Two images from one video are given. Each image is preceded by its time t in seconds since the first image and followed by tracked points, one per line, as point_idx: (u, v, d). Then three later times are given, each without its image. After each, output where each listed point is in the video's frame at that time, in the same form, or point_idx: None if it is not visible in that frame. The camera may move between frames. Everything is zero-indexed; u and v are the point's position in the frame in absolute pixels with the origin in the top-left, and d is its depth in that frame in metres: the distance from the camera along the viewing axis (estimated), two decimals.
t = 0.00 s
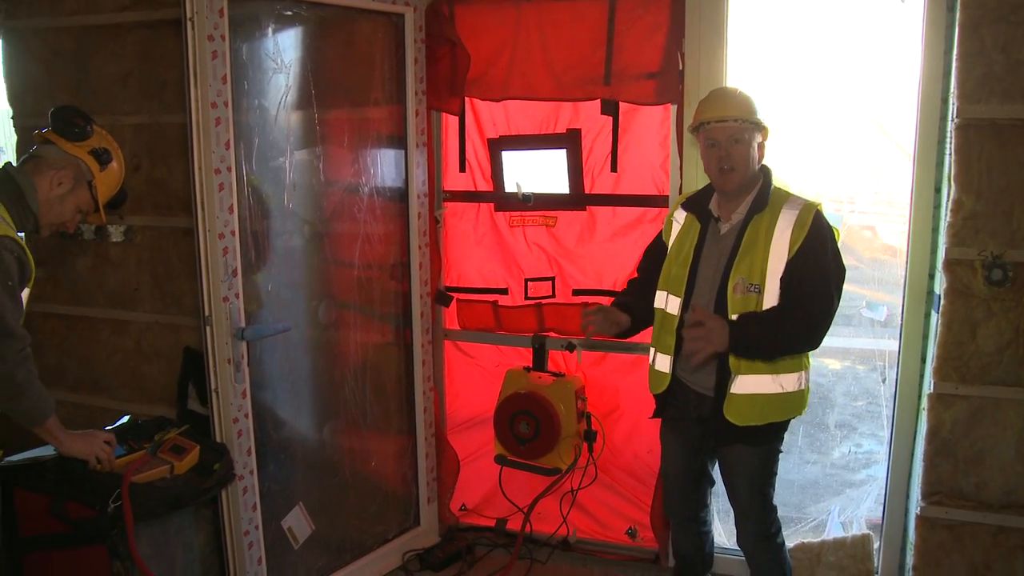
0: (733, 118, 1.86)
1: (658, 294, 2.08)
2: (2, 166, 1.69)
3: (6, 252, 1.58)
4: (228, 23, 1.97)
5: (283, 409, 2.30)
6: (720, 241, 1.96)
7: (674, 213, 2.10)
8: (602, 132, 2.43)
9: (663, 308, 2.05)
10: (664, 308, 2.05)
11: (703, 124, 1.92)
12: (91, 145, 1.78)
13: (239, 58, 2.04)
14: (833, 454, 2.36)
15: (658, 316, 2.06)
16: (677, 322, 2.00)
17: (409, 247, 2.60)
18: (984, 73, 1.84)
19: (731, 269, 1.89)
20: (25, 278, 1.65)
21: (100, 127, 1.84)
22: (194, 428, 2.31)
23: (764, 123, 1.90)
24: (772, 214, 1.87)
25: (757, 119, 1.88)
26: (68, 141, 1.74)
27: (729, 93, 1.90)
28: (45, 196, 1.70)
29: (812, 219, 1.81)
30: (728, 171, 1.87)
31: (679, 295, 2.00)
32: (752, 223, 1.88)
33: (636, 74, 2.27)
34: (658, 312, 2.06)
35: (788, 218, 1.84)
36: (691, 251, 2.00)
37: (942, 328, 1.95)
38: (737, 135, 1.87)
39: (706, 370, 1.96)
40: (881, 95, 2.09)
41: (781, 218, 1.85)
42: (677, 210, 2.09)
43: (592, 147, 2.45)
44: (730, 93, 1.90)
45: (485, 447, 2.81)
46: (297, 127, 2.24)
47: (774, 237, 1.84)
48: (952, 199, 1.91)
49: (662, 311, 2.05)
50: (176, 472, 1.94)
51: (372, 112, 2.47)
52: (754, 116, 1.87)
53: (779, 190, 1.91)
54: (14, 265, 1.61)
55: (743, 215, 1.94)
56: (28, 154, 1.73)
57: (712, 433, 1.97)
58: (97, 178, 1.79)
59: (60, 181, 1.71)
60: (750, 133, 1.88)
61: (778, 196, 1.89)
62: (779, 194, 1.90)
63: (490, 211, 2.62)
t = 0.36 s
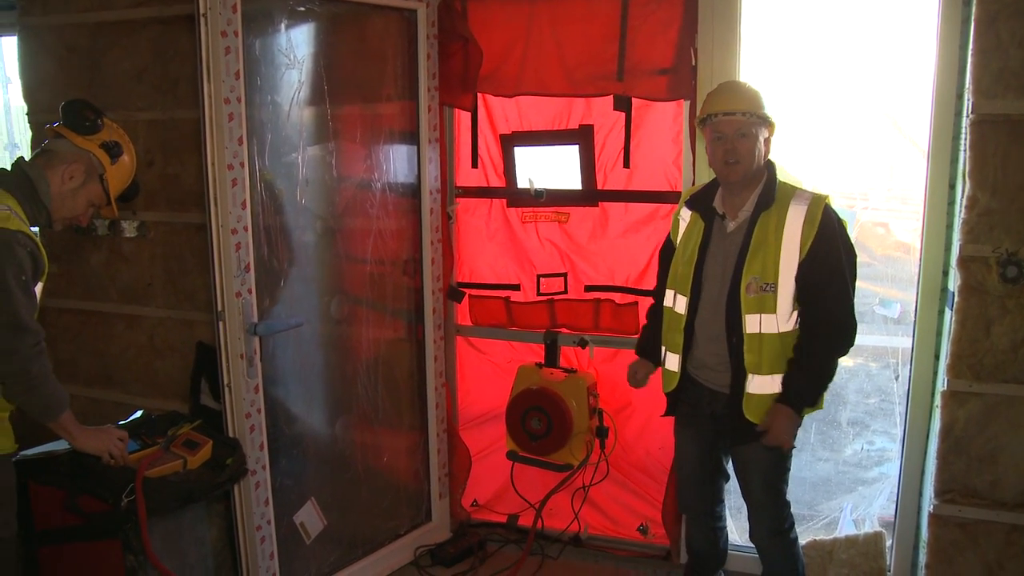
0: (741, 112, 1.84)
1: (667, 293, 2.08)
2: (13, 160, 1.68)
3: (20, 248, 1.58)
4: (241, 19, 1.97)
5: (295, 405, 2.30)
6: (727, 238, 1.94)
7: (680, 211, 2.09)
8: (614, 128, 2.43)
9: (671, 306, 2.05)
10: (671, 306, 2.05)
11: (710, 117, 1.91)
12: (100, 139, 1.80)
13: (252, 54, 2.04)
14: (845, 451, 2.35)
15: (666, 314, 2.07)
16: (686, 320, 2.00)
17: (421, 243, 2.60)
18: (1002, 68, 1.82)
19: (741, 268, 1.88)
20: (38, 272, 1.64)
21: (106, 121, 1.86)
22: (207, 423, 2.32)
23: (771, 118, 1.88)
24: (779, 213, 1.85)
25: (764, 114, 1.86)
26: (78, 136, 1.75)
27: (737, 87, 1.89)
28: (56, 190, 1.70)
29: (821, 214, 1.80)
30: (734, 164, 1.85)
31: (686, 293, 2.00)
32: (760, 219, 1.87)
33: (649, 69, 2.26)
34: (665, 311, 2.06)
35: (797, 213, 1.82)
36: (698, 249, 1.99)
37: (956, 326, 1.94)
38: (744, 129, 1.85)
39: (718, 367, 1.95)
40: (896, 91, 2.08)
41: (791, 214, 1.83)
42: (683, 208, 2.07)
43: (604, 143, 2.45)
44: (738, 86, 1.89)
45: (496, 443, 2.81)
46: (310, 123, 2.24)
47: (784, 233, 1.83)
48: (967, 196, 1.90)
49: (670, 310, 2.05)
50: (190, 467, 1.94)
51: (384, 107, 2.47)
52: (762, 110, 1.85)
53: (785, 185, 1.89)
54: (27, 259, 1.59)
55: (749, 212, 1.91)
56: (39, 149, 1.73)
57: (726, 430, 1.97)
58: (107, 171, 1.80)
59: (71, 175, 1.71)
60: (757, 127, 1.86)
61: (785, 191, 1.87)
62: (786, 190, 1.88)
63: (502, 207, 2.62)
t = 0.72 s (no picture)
0: (754, 111, 1.83)
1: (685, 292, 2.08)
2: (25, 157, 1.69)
3: (31, 245, 1.59)
4: (253, 17, 1.97)
5: (306, 403, 2.30)
6: (743, 238, 1.94)
7: (697, 212, 2.10)
8: (625, 127, 2.42)
9: (689, 306, 2.06)
10: (688, 306, 2.06)
11: (722, 117, 1.90)
12: (109, 133, 1.77)
13: (263, 52, 2.04)
14: (856, 451, 2.34)
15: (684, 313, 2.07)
16: (703, 319, 2.00)
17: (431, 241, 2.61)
18: (1015, 65, 1.82)
19: (756, 268, 1.87)
20: (50, 268, 1.65)
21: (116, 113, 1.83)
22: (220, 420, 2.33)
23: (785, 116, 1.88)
24: (793, 213, 1.84)
25: (777, 112, 1.85)
26: (86, 130, 1.73)
27: (750, 85, 1.88)
28: (66, 187, 1.70)
29: (835, 212, 1.79)
30: (748, 164, 1.85)
31: (703, 293, 2.01)
32: (774, 218, 1.86)
33: (659, 67, 2.26)
34: (683, 311, 2.06)
35: (811, 212, 1.82)
36: (714, 248, 1.99)
37: (968, 325, 1.93)
38: (757, 128, 1.84)
39: (733, 366, 1.95)
40: (908, 89, 2.07)
41: (805, 214, 1.82)
42: (699, 208, 2.09)
43: (615, 141, 2.45)
44: (751, 85, 1.88)
45: (506, 441, 2.81)
46: (321, 121, 2.24)
47: (799, 232, 1.82)
48: (979, 195, 1.89)
49: (688, 309, 2.06)
50: (200, 464, 1.96)
51: (395, 105, 2.48)
52: (775, 109, 1.85)
53: (800, 182, 1.88)
54: (39, 257, 1.61)
55: (764, 210, 1.91)
56: (49, 145, 1.73)
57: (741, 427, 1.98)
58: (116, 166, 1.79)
59: (81, 170, 1.71)
60: (771, 125, 1.85)
61: (799, 188, 1.87)
62: (802, 188, 1.87)
63: (513, 206, 2.62)
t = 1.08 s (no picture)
0: (771, 108, 1.83)
1: (701, 291, 2.07)
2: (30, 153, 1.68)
3: (39, 243, 1.59)
4: (265, 17, 1.98)
5: (317, 402, 2.31)
6: (757, 237, 1.93)
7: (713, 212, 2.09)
8: (636, 127, 2.42)
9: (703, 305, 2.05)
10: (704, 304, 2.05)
11: (739, 114, 1.90)
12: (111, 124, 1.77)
13: (275, 52, 2.05)
14: (867, 452, 2.33)
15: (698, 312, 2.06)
16: (716, 318, 1.99)
17: (443, 240, 2.61)
18: None
19: (770, 268, 1.87)
20: (59, 266, 1.65)
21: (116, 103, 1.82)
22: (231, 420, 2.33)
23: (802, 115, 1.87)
24: (807, 212, 1.83)
25: (795, 110, 1.85)
26: (88, 122, 1.72)
27: (768, 83, 1.88)
28: (73, 179, 1.70)
29: (850, 213, 1.78)
30: (765, 162, 1.85)
31: (718, 292, 2.00)
32: (789, 217, 1.86)
33: (671, 67, 2.26)
34: (699, 310, 2.05)
35: (825, 212, 1.81)
36: (729, 247, 1.99)
37: (980, 326, 1.92)
38: (775, 126, 1.84)
39: (745, 366, 1.94)
40: (921, 89, 2.06)
41: (818, 214, 1.81)
42: (716, 207, 2.07)
43: (626, 141, 2.44)
44: (769, 83, 1.88)
45: (517, 441, 2.81)
46: (332, 120, 2.25)
47: (812, 232, 1.81)
48: (993, 195, 1.88)
49: (703, 308, 2.05)
50: (211, 462, 1.96)
51: (406, 105, 2.48)
52: (793, 107, 1.84)
53: (816, 181, 1.87)
54: (48, 255, 1.61)
55: (779, 210, 1.90)
56: (53, 139, 1.73)
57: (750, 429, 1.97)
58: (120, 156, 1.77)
59: (86, 163, 1.71)
60: (789, 123, 1.85)
61: (814, 189, 1.85)
62: (816, 188, 1.86)
63: (524, 206, 2.62)
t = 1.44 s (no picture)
0: (773, 109, 1.83)
1: (708, 290, 2.08)
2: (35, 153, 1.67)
3: (47, 246, 1.59)
4: (276, 17, 1.98)
5: (326, 401, 2.31)
6: (761, 236, 1.93)
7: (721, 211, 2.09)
8: (647, 127, 2.42)
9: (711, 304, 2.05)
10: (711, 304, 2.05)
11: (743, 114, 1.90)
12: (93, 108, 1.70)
13: (286, 52, 2.05)
14: (877, 454, 2.32)
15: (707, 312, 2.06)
16: (721, 316, 2.00)
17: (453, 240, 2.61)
18: None
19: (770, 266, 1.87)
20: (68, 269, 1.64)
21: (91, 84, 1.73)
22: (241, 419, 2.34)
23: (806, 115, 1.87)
24: (809, 209, 1.83)
25: (798, 110, 1.84)
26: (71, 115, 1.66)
27: (771, 83, 1.87)
28: (77, 171, 1.69)
29: (849, 210, 1.77)
30: (767, 161, 1.85)
31: (724, 290, 2.00)
32: (791, 216, 1.85)
33: (682, 68, 2.25)
34: (707, 309, 2.06)
35: (824, 211, 1.80)
36: (734, 245, 1.99)
37: (992, 328, 1.92)
38: (777, 125, 1.84)
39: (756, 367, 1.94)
40: (933, 89, 2.05)
41: (819, 211, 1.81)
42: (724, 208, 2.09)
43: (637, 142, 2.44)
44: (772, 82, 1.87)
45: (527, 441, 2.81)
46: (342, 120, 2.25)
47: (812, 230, 1.80)
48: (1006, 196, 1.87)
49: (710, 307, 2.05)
50: (220, 462, 1.97)
51: (417, 105, 2.48)
52: (796, 106, 1.84)
53: (819, 179, 1.87)
54: (55, 258, 1.60)
55: (783, 208, 1.90)
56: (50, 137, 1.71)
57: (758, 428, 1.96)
58: (113, 135, 1.74)
59: (87, 155, 1.69)
60: (791, 123, 1.84)
61: (816, 187, 1.85)
62: (819, 186, 1.85)
63: (534, 206, 2.62)
